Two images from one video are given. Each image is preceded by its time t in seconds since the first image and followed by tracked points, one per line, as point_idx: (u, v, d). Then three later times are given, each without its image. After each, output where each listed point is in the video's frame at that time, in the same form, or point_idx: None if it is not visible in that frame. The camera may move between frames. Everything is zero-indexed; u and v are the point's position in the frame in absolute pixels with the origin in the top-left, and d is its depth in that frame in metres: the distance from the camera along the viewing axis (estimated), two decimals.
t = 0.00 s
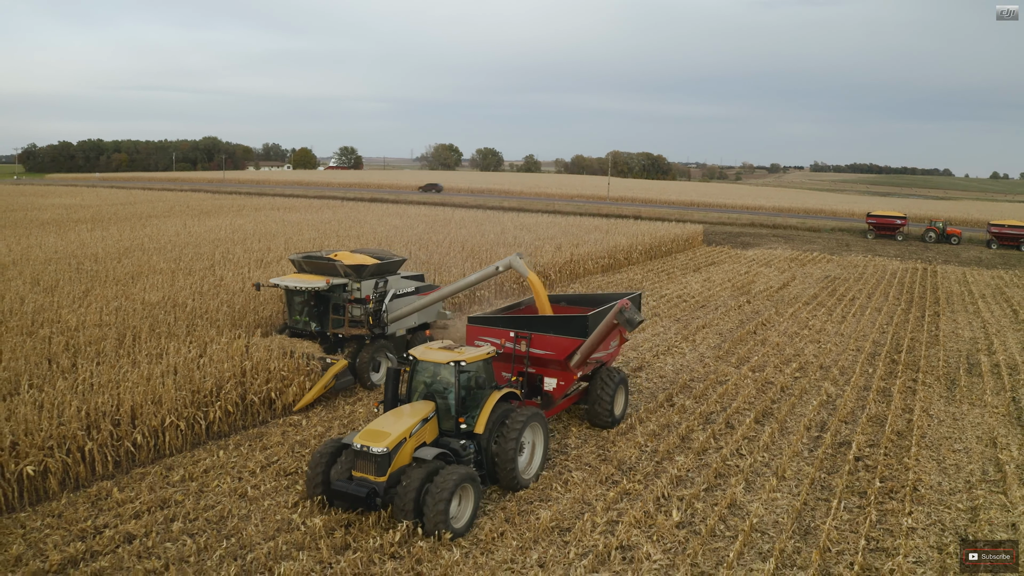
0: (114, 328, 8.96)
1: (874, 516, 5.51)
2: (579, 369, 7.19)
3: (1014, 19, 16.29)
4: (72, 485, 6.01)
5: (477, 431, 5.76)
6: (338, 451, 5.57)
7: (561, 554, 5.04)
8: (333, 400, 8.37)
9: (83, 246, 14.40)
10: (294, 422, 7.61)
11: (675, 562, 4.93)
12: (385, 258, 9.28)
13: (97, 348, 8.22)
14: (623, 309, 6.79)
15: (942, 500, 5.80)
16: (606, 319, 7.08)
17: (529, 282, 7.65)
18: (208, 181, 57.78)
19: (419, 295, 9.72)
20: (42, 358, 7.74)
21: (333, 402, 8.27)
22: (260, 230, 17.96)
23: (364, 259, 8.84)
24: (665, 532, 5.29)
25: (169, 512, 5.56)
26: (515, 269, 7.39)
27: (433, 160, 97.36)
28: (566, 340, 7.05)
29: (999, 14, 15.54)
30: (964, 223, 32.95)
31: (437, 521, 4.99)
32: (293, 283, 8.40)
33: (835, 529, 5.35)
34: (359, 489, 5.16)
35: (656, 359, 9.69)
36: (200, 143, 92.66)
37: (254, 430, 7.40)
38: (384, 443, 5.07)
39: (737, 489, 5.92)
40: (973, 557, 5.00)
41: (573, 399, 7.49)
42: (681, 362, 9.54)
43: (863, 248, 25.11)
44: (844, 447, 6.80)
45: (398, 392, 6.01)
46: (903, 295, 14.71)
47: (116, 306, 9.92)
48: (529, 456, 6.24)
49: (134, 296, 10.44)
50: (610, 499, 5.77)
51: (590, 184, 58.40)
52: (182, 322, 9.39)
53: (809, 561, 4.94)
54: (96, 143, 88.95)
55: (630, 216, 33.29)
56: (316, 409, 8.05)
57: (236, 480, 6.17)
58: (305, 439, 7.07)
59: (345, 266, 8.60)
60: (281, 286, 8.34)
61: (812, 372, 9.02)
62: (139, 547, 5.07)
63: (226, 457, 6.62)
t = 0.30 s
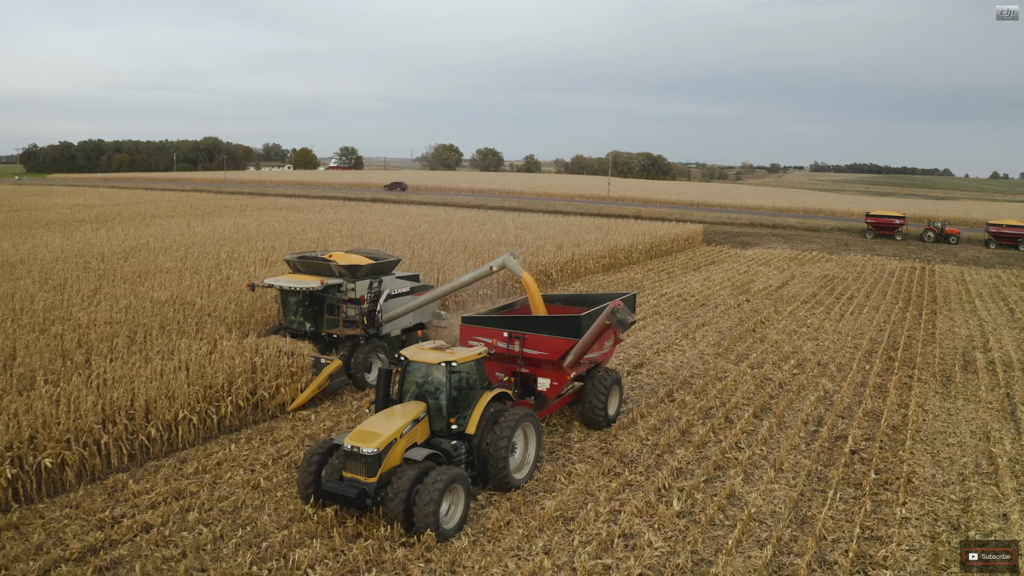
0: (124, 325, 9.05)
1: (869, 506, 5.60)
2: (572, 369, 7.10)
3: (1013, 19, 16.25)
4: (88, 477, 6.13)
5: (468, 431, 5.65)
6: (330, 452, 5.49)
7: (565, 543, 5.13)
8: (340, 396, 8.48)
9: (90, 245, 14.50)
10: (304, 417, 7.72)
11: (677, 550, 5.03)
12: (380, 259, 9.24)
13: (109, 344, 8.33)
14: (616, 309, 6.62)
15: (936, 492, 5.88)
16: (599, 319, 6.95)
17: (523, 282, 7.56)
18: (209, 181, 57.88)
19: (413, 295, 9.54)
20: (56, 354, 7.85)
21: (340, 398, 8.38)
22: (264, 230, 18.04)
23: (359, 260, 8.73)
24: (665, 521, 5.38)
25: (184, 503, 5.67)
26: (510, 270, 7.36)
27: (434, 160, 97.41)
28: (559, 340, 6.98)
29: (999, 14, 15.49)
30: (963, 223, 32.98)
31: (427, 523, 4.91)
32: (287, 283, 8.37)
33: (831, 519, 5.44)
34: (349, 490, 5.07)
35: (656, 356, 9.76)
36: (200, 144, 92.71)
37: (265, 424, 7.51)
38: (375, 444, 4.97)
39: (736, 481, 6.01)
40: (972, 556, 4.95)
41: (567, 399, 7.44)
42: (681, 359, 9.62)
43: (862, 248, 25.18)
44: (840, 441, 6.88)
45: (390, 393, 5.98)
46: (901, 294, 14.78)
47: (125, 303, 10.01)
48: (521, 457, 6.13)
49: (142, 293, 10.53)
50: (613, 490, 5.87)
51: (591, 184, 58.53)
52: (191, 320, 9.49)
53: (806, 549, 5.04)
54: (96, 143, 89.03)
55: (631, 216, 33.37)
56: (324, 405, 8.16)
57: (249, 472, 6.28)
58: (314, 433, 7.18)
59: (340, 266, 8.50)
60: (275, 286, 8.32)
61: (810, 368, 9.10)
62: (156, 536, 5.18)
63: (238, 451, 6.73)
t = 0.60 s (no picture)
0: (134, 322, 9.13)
1: (865, 497, 5.70)
2: (566, 370, 7.06)
3: (1012, 19, 16.20)
4: (104, 471, 6.27)
5: (461, 433, 5.60)
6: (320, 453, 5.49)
7: (570, 533, 5.23)
8: (348, 393, 8.57)
9: (96, 245, 14.59)
10: (312, 412, 7.82)
11: (678, 539, 5.13)
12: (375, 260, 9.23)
13: (121, 340, 8.44)
14: (608, 310, 6.66)
15: (930, 484, 5.96)
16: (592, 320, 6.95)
17: (517, 283, 7.57)
18: (211, 180, 57.94)
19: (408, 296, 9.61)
20: (70, 350, 7.95)
21: (348, 395, 8.47)
22: (268, 229, 18.10)
23: (354, 260, 8.72)
24: (667, 512, 5.48)
25: (199, 495, 5.78)
26: (503, 269, 7.35)
27: (434, 161, 97.46)
28: (553, 341, 6.95)
29: (999, 14, 15.45)
30: (963, 223, 33.01)
31: (417, 523, 4.85)
32: (282, 283, 8.36)
33: (829, 510, 5.52)
34: (339, 491, 5.08)
35: (657, 354, 9.83)
36: (201, 144, 92.76)
37: (275, 420, 7.62)
38: (365, 446, 5.00)
39: (736, 474, 6.09)
40: (972, 555, 4.93)
41: (561, 400, 7.44)
42: (681, 356, 9.69)
43: (862, 247, 25.23)
44: (838, 435, 6.95)
45: (382, 394, 5.92)
46: (899, 294, 14.85)
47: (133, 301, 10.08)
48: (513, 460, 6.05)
49: (149, 292, 10.61)
50: (616, 482, 5.97)
51: (592, 184, 58.62)
52: (200, 318, 9.59)
53: (803, 538, 5.13)
54: (97, 143, 89.11)
55: (631, 216, 33.46)
56: (333, 401, 8.25)
57: (261, 465, 6.38)
58: (324, 428, 7.28)
59: (334, 266, 8.50)
60: (270, 286, 8.28)
61: (809, 366, 9.17)
62: (174, 527, 5.29)
63: (250, 445, 6.84)
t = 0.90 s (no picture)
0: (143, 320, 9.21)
1: (863, 489, 5.77)
2: (560, 371, 7.01)
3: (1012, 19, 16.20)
4: (119, 465, 6.37)
5: (453, 435, 5.55)
6: (313, 454, 5.41)
7: (576, 524, 5.31)
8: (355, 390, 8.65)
9: (101, 245, 14.67)
10: (321, 409, 7.90)
11: (681, 529, 5.21)
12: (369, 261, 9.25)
13: (132, 338, 8.52)
14: (600, 311, 6.46)
15: (927, 477, 6.03)
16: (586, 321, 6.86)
17: (511, 282, 7.41)
18: (212, 180, 58.06)
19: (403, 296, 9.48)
20: (82, 347, 8.04)
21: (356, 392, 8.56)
22: (272, 229, 18.17)
23: (348, 261, 8.74)
24: (670, 504, 5.56)
25: (213, 488, 5.86)
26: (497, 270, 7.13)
27: (434, 161, 97.52)
28: (546, 341, 6.91)
29: (998, 14, 15.46)
30: (962, 223, 33.08)
31: (406, 527, 4.77)
32: (277, 284, 8.37)
33: (828, 502, 5.59)
34: (330, 494, 5.04)
35: (659, 351, 9.88)
36: (201, 144, 92.79)
37: (285, 415, 7.71)
38: (356, 448, 4.93)
39: (737, 467, 6.16)
40: (972, 556, 4.83)
41: (555, 402, 7.31)
42: (682, 354, 9.75)
43: (861, 247, 25.32)
44: (836, 430, 7.01)
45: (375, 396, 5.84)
46: (898, 292, 14.92)
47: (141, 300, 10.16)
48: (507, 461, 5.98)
49: (156, 291, 10.69)
50: (620, 475, 6.05)
51: (592, 184, 58.73)
52: (208, 316, 9.67)
53: (802, 529, 5.20)
54: (98, 143, 89.20)
55: (632, 216, 33.55)
56: (340, 398, 8.34)
57: (272, 459, 6.47)
58: (333, 424, 7.36)
59: (329, 267, 8.51)
60: (264, 288, 8.29)
61: (808, 363, 9.24)
62: (190, 518, 5.38)
63: (261, 440, 6.92)
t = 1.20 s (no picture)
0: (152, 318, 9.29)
1: (862, 482, 5.85)
2: (556, 373, 6.96)
3: (1012, 19, 16.19)
4: (133, 460, 6.48)
5: (445, 438, 5.48)
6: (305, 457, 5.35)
7: (583, 516, 5.42)
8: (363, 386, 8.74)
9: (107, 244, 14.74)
10: (331, 405, 7.99)
11: (685, 521, 5.30)
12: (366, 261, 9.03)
13: (143, 336, 8.61)
14: (595, 313, 6.24)
15: (924, 471, 6.11)
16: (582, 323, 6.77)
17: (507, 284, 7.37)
18: (214, 180, 58.15)
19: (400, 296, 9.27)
20: (92, 345, 8.13)
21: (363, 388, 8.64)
22: (275, 229, 18.24)
23: (344, 261, 8.54)
24: (673, 496, 5.64)
25: (227, 482, 5.96)
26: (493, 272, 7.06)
27: (434, 161, 97.58)
28: (541, 344, 6.83)
29: (999, 14, 15.44)
30: (961, 222, 33.17)
31: (399, 529, 4.77)
32: (272, 286, 8.21)
33: (828, 495, 5.66)
34: (321, 497, 4.96)
35: (661, 349, 9.93)
36: (202, 145, 92.84)
37: (295, 412, 7.81)
38: (348, 451, 4.87)
39: (739, 461, 6.24)
40: (972, 556, 4.83)
41: (552, 403, 7.27)
42: (684, 352, 9.81)
43: (860, 246, 25.40)
44: (836, 426, 7.08)
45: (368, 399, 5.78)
46: (897, 291, 14.99)
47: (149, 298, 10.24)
48: (501, 463, 5.89)
49: (163, 290, 10.76)
50: (625, 469, 6.14)
51: (593, 184, 58.87)
52: (217, 314, 9.75)
53: (803, 520, 5.28)
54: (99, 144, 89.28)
55: (632, 216, 33.68)
56: (348, 395, 8.43)
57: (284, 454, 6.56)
58: (342, 420, 7.45)
59: (324, 268, 8.31)
60: (259, 289, 8.12)
61: (808, 360, 9.30)
62: (206, 511, 5.48)
63: (273, 436, 7.02)
